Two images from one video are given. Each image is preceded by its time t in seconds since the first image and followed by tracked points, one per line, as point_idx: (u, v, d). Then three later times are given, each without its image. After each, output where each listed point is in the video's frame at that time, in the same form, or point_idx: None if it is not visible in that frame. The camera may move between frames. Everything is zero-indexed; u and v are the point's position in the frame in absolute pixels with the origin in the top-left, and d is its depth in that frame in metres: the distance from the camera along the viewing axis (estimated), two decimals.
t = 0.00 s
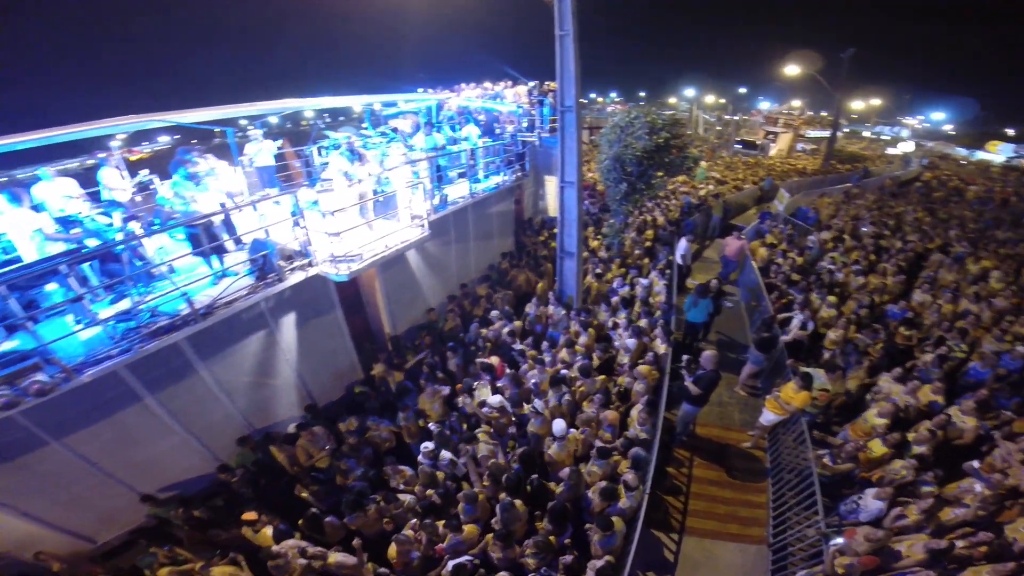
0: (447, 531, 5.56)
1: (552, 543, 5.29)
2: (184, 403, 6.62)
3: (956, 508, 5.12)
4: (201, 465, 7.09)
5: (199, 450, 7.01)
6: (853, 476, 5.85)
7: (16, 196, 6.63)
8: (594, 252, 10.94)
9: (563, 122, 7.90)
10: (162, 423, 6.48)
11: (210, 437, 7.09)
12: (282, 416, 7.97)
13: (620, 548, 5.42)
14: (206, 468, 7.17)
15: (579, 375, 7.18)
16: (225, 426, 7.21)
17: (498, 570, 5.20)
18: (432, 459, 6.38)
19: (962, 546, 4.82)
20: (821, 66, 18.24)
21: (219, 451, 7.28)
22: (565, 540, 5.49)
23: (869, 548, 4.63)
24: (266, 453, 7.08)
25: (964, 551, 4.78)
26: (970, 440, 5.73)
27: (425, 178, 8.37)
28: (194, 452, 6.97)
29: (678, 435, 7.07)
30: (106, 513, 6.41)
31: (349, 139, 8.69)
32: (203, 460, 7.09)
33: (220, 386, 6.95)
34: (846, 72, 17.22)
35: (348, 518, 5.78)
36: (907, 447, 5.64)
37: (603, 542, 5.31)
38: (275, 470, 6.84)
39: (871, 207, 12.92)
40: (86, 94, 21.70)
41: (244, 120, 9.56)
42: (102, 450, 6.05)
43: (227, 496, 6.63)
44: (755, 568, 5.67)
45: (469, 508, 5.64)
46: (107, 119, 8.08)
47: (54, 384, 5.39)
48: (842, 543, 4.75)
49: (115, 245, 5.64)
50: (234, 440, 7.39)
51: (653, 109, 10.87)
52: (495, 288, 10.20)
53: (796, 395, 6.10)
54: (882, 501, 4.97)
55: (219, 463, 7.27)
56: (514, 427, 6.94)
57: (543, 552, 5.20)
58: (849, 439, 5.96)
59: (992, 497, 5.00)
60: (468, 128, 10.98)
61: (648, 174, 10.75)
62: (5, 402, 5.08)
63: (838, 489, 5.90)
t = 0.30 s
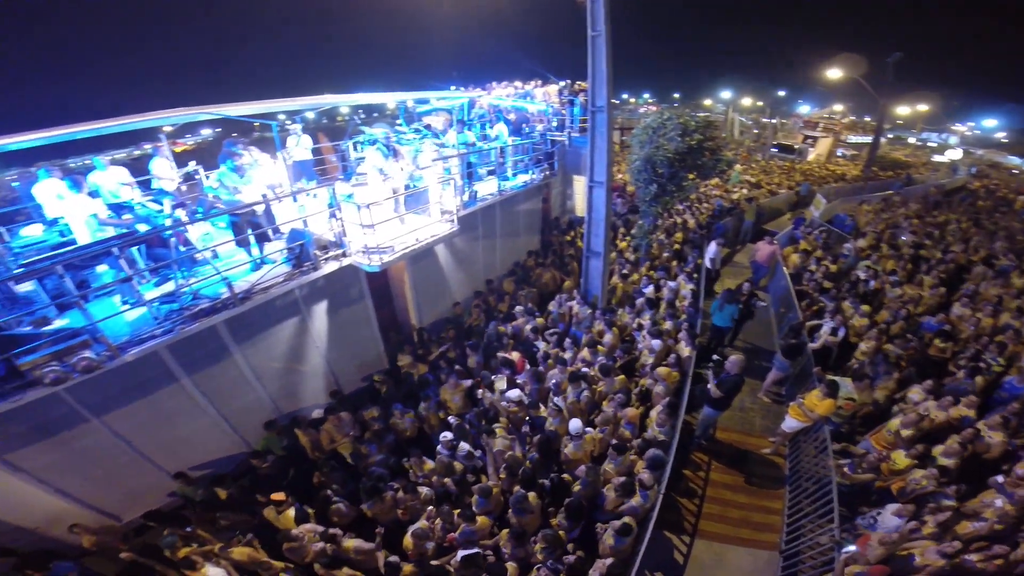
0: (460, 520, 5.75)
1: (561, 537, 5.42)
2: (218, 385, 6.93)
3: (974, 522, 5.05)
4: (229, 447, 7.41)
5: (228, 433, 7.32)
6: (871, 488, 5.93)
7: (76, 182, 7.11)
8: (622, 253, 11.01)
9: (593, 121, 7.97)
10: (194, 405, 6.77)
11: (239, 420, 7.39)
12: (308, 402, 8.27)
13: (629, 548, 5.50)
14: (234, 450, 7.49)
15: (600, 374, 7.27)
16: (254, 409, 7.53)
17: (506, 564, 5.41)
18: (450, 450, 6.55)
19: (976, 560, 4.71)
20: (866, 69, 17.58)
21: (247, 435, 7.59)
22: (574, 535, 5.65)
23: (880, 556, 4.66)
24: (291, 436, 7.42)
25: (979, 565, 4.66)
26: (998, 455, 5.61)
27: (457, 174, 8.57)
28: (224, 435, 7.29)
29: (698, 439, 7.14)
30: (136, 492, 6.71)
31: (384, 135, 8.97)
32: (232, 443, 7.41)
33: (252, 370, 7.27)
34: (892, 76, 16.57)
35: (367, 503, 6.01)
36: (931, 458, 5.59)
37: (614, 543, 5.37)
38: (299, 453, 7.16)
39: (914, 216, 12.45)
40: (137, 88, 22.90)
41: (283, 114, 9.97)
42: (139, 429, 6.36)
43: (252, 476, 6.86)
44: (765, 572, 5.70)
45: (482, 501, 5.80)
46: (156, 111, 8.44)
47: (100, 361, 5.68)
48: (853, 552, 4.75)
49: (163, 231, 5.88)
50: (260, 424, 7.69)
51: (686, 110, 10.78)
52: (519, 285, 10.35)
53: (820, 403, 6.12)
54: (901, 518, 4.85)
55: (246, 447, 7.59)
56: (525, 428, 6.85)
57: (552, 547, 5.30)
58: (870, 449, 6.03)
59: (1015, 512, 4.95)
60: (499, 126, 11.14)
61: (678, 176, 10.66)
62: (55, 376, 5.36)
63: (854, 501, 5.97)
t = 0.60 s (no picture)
0: (468, 518, 5.89)
1: (567, 537, 5.49)
2: (239, 377, 7.16)
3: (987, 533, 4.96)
4: (246, 438, 7.64)
5: (247, 425, 7.55)
6: (882, 496, 6.14)
7: (108, 177, 7.24)
8: (639, 256, 11.04)
9: (612, 124, 7.99)
10: (214, 396, 7.00)
11: (257, 412, 7.62)
12: (324, 396, 8.48)
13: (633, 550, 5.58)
14: (250, 441, 7.73)
15: (613, 376, 7.33)
16: (273, 401, 7.76)
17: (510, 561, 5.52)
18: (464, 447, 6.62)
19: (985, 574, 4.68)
20: (896, 72, 17.09)
21: (263, 427, 7.82)
22: (580, 536, 5.71)
23: (885, 563, 4.86)
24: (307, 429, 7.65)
25: None
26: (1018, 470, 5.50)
27: (476, 175, 8.69)
28: (242, 426, 7.52)
29: (709, 444, 7.18)
30: (154, 479, 6.97)
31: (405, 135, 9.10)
32: (249, 434, 7.64)
33: (272, 364, 7.49)
34: (923, 80, 16.09)
35: (379, 496, 6.16)
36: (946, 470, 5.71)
37: (623, 542, 5.48)
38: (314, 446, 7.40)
39: (942, 224, 12.13)
40: (166, 86, 23.64)
41: (306, 113, 10.20)
42: (162, 419, 6.60)
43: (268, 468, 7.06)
44: None
45: (490, 498, 5.90)
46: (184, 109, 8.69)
47: (127, 351, 5.79)
48: (858, 560, 4.91)
49: (191, 226, 6.14)
50: (277, 417, 7.92)
51: (707, 113, 10.68)
52: (535, 286, 10.42)
53: (835, 411, 6.13)
54: (910, 531, 5.08)
55: (262, 438, 7.82)
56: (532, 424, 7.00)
57: (557, 548, 5.37)
58: (883, 458, 6.25)
59: None
60: (519, 127, 11.20)
61: (698, 179, 10.53)
62: (84, 366, 5.46)
63: (866, 509, 6.17)
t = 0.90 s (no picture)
0: (473, 519, 5.88)
1: (574, 539, 5.52)
2: (250, 376, 7.22)
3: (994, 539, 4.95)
4: (256, 436, 7.71)
5: (256, 423, 7.62)
6: (889, 502, 6.08)
7: (123, 176, 7.25)
8: (648, 258, 11.02)
9: (623, 125, 7.98)
10: (225, 395, 7.06)
11: (267, 411, 7.68)
12: (332, 395, 8.53)
13: (639, 551, 5.57)
14: (260, 439, 7.79)
15: (621, 379, 7.33)
16: (283, 400, 7.82)
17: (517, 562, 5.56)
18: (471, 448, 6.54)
19: None
20: (911, 74, 16.89)
21: (272, 425, 7.88)
22: (586, 538, 5.73)
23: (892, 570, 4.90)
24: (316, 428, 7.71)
25: None
26: None
27: (486, 176, 8.73)
28: (252, 425, 7.58)
29: (716, 447, 7.16)
30: (164, 477, 7.05)
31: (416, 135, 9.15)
32: (258, 432, 7.71)
33: (283, 363, 7.55)
34: (938, 82, 15.89)
35: (386, 496, 6.21)
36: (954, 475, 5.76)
37: (626, 543, 5.38)
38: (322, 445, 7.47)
39: (955, 228, 11.99)
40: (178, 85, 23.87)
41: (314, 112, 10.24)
42: (173, 418, 6.67)
43: (277, 464, 7.11)
44: None
45: (496, 499, 5.93)
46: (198, 109, 8.80)
47: (141, 351, 5.86)
48: (865, 564, 4.93)
49: (205, 226, 6.10)
50: (286, 416, 7.99)
51: (719, 114, 10.61)
52: (542, 286, 10.42)
53: (844, 416, 6.13)
54: (915, 535, 5.13)
55: (271, 436, 7.89)
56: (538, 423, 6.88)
57: (564, 550, 5.39)
58: (892, 461, 6.20)
59: None
60: (528, 127, 11.21)
61: (708, 181, 10.48)
62: (98, 365, 5.52)
63: (872, 514, 6.16)
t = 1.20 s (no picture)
0: (481, 520, 5.84)
1: (583, 540, 5.49)
2: (256, 377, 7.20)
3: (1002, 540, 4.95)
4: (262, 437, 7.70)
5: (262, 424, 7.60)
6: (897, 502, 5.94)
7: (132, 176, 7.14)
8: (653, 259, 11.03)
9: (630, 126, 7.97)
10: (231, 395, 7.04)
11: (273, 412, 7.67)
12: (338, 396, 8.51)
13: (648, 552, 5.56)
14: (265, 440, 7.78)
15: (628, 380, 7.33)
16: (288, 401, 7.80)
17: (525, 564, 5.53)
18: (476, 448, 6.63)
19: None
20: (914, 74, 16.88)
21: (278, 426, 7.87)
22: (595, 539, 5.69)
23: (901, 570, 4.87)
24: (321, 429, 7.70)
25: None
26: None
27: (493, 177, 8.72)
28: (258, 426, 7.57)
29: (722, 448, 7.15)
30: (169, 478, 7.03)
31: (422, 136, 9.16)
32: (264, 433, 7.70)
33: (289, 363, 7.52)
34: (942, 82, 15.88)
35: (393, 498, 6.19)
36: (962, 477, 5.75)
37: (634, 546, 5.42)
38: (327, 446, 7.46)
39: (960, 229, 11.99)
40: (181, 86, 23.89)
41: (320, 112, 10.26)
42: (179, 419, 6.65)
43: (283, 464, 7.09)
44: None
45: (503, 501, 5.91)
46: (204, 107, 8.76)
47: (148, 351, 5.86)
48: (874, 564, 4.95)
49: (212, 226, 6.00)
50: (291, 417, 7.97)
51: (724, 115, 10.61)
52: (547, 287, 10.42)
53: (852, 417, 6.11)
54: (924, 531, 5.07)
55: (277, 437, 7.88)
56: (544, 424, 6.95)
57: (573, 552, 5.36)
58: (900, 460, 6.19)
59: None
60: (533, 128, 11.21)
61: (714, 182, 10.48)
62: (105, 366, 5.48)
63: (879, 515, 5.97)
